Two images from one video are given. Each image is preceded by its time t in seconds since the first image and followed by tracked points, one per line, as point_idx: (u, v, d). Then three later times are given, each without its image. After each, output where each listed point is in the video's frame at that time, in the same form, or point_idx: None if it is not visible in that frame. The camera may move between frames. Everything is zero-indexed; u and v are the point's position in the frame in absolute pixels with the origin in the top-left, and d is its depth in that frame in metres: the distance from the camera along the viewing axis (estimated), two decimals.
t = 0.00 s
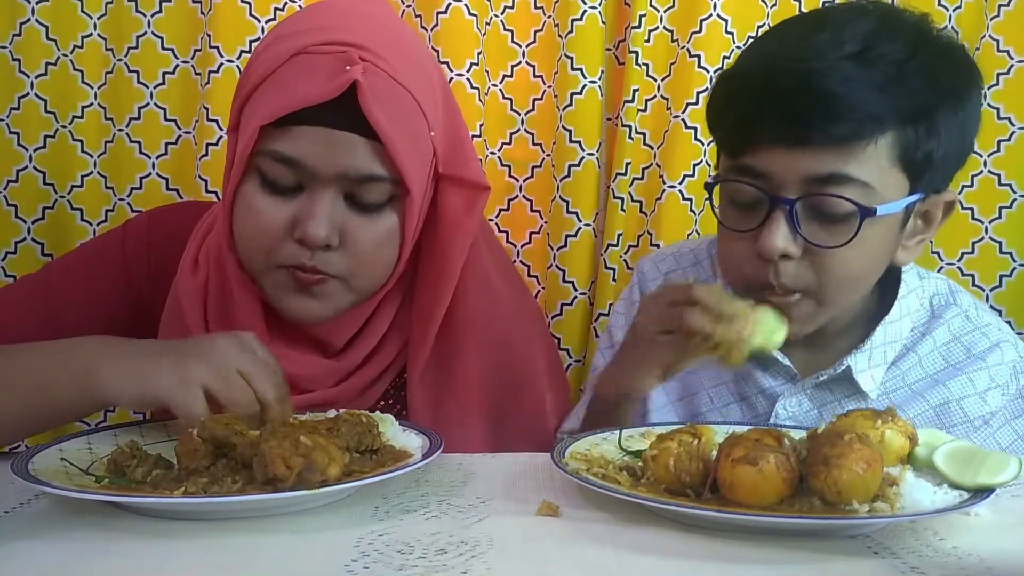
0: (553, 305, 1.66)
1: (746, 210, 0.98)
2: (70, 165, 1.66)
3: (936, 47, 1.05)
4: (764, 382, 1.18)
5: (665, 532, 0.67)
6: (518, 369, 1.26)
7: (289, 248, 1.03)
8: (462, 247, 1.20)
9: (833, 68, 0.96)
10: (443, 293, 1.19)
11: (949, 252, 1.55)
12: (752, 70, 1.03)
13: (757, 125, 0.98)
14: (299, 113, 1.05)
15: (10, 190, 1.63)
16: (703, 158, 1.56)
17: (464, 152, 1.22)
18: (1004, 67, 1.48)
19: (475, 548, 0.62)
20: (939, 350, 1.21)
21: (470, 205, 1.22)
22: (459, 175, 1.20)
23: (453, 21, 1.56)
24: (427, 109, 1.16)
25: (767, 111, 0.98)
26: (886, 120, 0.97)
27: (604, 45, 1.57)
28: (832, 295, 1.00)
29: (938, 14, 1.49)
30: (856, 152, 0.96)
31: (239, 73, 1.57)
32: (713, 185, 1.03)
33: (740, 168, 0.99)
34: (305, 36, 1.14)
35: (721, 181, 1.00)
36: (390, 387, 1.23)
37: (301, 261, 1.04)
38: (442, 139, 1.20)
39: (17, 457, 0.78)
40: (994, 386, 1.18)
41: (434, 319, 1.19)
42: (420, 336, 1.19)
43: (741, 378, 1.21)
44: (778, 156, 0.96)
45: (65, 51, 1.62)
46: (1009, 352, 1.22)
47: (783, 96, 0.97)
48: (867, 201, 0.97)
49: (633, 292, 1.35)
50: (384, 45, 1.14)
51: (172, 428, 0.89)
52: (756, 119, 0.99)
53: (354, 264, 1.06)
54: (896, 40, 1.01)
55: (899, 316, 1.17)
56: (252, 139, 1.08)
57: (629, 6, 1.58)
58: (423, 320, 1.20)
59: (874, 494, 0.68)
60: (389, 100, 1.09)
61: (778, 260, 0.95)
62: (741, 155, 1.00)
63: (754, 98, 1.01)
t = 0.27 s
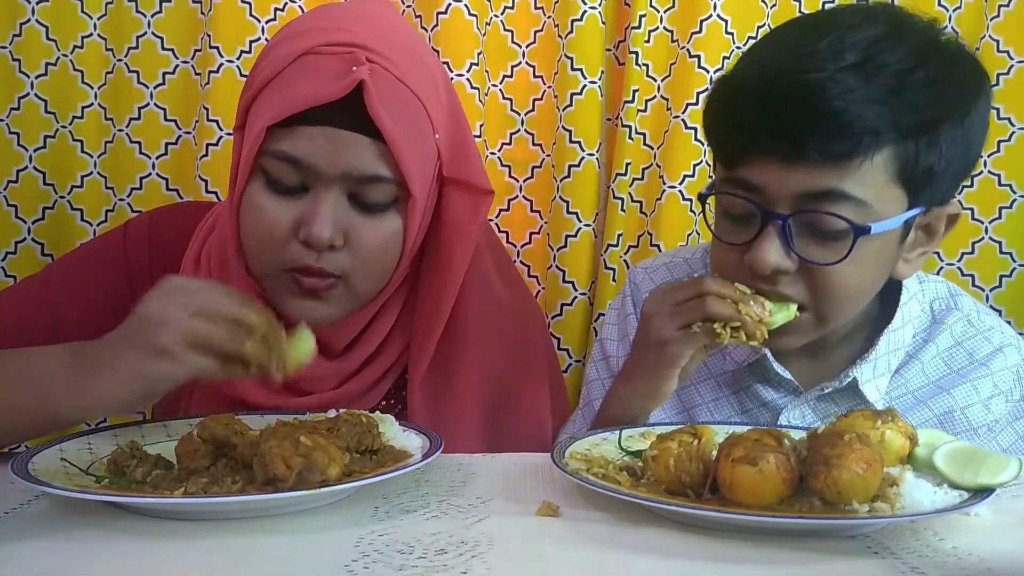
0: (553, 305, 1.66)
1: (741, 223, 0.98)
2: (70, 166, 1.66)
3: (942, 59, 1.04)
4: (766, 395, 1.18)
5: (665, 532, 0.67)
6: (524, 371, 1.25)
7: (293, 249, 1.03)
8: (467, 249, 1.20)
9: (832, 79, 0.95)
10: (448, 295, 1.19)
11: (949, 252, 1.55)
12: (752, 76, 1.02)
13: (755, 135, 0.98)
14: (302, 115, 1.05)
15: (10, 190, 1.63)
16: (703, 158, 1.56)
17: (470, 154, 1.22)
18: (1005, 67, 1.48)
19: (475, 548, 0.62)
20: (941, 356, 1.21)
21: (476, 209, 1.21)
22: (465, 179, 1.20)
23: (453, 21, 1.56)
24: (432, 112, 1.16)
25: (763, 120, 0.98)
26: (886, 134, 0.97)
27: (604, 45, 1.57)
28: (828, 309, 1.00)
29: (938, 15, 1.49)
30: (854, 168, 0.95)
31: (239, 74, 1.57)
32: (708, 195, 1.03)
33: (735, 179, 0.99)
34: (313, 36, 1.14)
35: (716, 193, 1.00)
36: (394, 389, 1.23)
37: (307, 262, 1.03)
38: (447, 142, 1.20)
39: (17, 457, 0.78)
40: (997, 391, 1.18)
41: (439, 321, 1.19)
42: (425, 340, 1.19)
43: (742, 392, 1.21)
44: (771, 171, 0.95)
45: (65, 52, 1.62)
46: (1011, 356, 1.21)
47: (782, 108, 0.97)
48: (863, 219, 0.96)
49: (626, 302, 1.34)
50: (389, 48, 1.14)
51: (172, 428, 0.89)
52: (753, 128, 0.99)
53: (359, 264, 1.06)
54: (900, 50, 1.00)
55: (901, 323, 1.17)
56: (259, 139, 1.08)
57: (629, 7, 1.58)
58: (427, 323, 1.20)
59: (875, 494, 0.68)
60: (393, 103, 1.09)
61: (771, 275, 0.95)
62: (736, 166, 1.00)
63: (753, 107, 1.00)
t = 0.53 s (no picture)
0: (553, 305, 1.65)
1: (745, 239, 0.98)
2: (70, 165, 1.66)
3: (945, 68, 1.02)
4: (768, 396, 1.18)
5: (665, 532, 0.67)
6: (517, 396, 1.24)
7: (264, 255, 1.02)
8: (458, 274, 1.19)
9: (834, 95, 0.93)
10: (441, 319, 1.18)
11: (949, 252, 1.55)
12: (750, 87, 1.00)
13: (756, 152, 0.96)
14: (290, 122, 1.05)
15: (10, 190, 1.63)
16: (703, 158, 1.56)
17: (470, 180, 1.20)
18: (1005, 67, 1.48)
19: (475, 548, 0.62)
20: (943, 356, 1.22)
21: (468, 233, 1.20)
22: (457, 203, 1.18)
23: (453, 21, 1.56)
24: (428, 137, 1.14)
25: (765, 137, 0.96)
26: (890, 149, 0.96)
27: (604, 45, 1.57)
28: (833, 324, 1.00)
29: (938, 15, 1.49)
30: (857, 185, 0.94)
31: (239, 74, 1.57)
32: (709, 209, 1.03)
33: (738, 198, 0.97)
34: (314, 46, 1.14)
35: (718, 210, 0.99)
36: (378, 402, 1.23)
37: (279, 270, 1.02)
38: (446, 167, 1.18)
39: (17, 457, 0.78)
40: (997, 392, 1.18)
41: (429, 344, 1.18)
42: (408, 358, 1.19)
43: (744, 394, 1.21)
44: (774, 190, 0.94)
45: (65, 52, 1.62)
46: (1013, 357, 1.21)
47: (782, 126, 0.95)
48: (868, 235, 0.96)
49: (628, 301, 1.34)
50: (389, 65, 1.13)
51: (172, 428, 0.89)
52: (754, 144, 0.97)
53: (331, 284, 1.04)
54: (901, 60, 0.99)
55: (903, 325, 1.17)
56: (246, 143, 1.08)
57: (629, 7, 1.58)
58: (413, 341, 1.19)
59: (875, 494, 0.68)
60: (381, 122, 1.08)
61: (775, 292, 0.95)
62: (736, 183, 0.98)
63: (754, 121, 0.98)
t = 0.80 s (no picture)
0: (553, 305, 1.65)
1: (740, 251, 0.97)
2: (71, 165, 1.66)
3: (940, 72, 1.02)
4: (771, 403, 1.18)
5: (665, 532, 0.67)
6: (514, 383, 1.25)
7: (276, 253, 1.03)
8: (458, 260, 1.20)
9: (830, 102, 0.93)
10: (440, 305, 1.20)
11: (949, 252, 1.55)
12: (743, 98, 1.00)
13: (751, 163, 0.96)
14: (290, 117, 1.06)
15: (10, 190, 1.63)
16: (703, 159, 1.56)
17: (465, 167, 1.22)
18: (1005, 67, 1.48)
19: (475, 548, 0.62)
20: (945, 360, 1.21)
21: (469, 219, 1.21)
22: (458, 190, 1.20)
23: (453, 21, 1.56)
24: (424, 122, 1.15)
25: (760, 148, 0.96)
26: (887, 156, 0.96)
27: (604, 45, 1.57)
28: (827, 334, 1.00)
29: (938, 15, 1.50)
30: (853, 194, 0.94)
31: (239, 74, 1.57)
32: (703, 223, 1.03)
33: (734, 209, 0.97)
34: (308, 40, 1.15)
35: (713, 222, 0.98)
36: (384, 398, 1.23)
37: (289, 267, 1.04)
38: (442, 153, 1.20)
39: (17, 457, 0.78)
40: (999, 395, 1.18)
41: (429, 331, 1.20)
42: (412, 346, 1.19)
43: (746, 400, 1.22)
44: (770, 201, 0.94)
45: (65, 52, 1.62)
46: (1015, 359, 1.20)
47: (777, 137, 0.95)
48: (865, 246, 0.96)
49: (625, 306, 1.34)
50: (384, 56, 1.14)
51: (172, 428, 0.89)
52: (748, 154, 0.97)
53: (342, 273, 1.06)
54: (896, 66, 0.99)
55: (906, 329, 1.17)
56: (247, 143, 1.08)
57: (630, 7, 1.58)
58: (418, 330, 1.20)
59: (875, 494, 0.68)
60: (380, 109, 1.09)
61: (771, 304, 0.95)
62: (731, 196, 0.98)
63: (749, 131, 0.98)
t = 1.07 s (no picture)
0: (553, 305, 1.65)
1: (752, 266, 0.96)
2: (71, 165, 1.66)
3: (941, 73, 1.02)
4: (770, 408, 1.18)
5: (665, 532, 0.67)
6: (508, 359, 1.25)
7: (281, 238, 1.04)
8: (453, 237, 1.20)
9: (836, 111, 0.93)
10: (436, 282, 1.19)
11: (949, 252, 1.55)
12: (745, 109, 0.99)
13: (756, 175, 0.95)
14: (287, 105, 1.06)
15: (10, 190, 1.62)
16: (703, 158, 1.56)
17: (456, 142, 1.22)
18: (1005, 67, 1.48)
19: (475, 548, 0.62)
20: (943, 362, 1.21)
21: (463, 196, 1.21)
22: (451, 167, 1.20)
23: (453, 21, 1.56)
24: (413, 100, 1.15)
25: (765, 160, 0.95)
26: (894, 165, 0.95)
27: (604, 45, 1.57)
28: (844, 346, 1.00)
29: (938, 15, 1.50)
30: (861, 204, 0.94)
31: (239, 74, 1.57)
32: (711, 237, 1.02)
33: (740, 223, 0.96)
34: (295, 30, 1.14)
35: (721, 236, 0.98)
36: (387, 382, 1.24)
37: (292, 250, 1.04)
38: (433, 129, 1.20)
39: (16, 457, 0.78)
40: (998, 396, 1.18)
41: (423, 310, 1.19)
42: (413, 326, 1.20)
43: (745, 405, 1.22)
44: (778, 213, 0.93)
45: (65, 51, 1.62)
46: (1012, 359, 1.21)
47: (781, 148, 0.94)
48: (878, 256, 0.96)
49: (620, 313, 1.35)
50: (371, 37, 1.14)
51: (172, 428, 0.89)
52: (751, 168, 0.96)
53: (346, 253, 1.06)
54: (901, 74, 0.98)
55: (905, 333, 1.16)
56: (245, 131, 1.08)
57: (630, 6, 1.58)
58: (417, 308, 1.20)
59: (874, 494, 0.68)
60: (372, 91, 1.09)
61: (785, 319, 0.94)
62: (737, 209, 0.97)
63: (753, 143, 0.97)
